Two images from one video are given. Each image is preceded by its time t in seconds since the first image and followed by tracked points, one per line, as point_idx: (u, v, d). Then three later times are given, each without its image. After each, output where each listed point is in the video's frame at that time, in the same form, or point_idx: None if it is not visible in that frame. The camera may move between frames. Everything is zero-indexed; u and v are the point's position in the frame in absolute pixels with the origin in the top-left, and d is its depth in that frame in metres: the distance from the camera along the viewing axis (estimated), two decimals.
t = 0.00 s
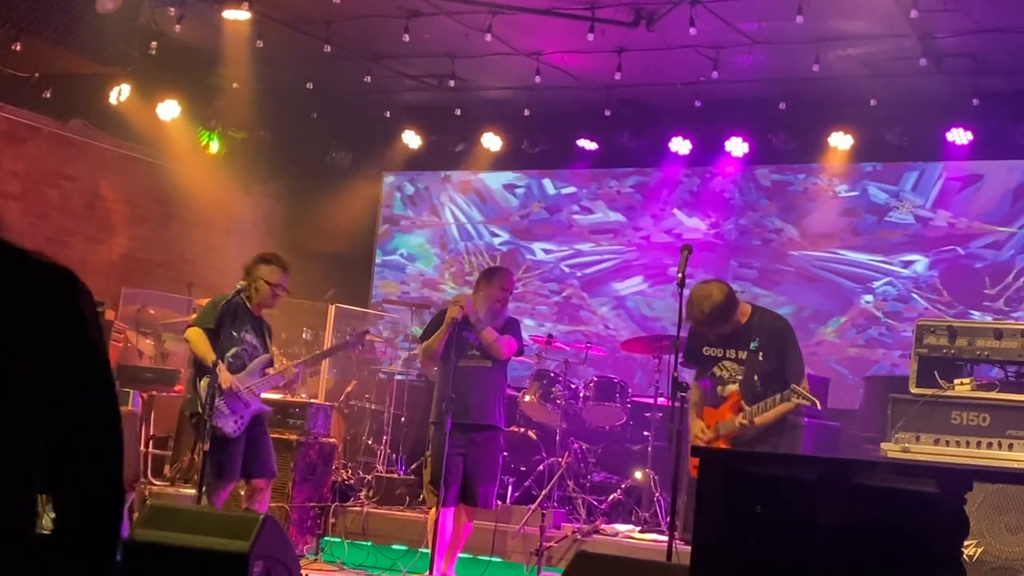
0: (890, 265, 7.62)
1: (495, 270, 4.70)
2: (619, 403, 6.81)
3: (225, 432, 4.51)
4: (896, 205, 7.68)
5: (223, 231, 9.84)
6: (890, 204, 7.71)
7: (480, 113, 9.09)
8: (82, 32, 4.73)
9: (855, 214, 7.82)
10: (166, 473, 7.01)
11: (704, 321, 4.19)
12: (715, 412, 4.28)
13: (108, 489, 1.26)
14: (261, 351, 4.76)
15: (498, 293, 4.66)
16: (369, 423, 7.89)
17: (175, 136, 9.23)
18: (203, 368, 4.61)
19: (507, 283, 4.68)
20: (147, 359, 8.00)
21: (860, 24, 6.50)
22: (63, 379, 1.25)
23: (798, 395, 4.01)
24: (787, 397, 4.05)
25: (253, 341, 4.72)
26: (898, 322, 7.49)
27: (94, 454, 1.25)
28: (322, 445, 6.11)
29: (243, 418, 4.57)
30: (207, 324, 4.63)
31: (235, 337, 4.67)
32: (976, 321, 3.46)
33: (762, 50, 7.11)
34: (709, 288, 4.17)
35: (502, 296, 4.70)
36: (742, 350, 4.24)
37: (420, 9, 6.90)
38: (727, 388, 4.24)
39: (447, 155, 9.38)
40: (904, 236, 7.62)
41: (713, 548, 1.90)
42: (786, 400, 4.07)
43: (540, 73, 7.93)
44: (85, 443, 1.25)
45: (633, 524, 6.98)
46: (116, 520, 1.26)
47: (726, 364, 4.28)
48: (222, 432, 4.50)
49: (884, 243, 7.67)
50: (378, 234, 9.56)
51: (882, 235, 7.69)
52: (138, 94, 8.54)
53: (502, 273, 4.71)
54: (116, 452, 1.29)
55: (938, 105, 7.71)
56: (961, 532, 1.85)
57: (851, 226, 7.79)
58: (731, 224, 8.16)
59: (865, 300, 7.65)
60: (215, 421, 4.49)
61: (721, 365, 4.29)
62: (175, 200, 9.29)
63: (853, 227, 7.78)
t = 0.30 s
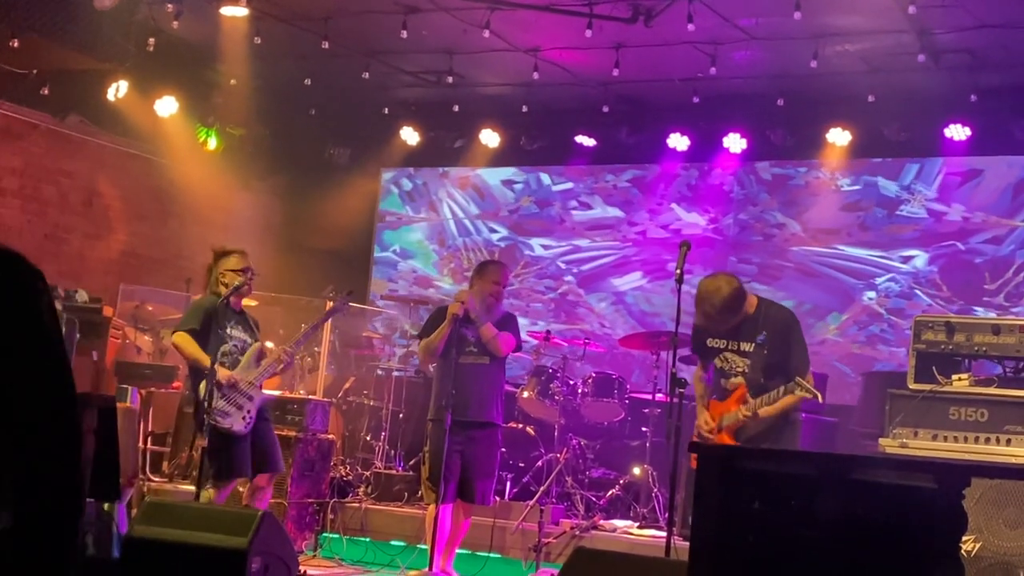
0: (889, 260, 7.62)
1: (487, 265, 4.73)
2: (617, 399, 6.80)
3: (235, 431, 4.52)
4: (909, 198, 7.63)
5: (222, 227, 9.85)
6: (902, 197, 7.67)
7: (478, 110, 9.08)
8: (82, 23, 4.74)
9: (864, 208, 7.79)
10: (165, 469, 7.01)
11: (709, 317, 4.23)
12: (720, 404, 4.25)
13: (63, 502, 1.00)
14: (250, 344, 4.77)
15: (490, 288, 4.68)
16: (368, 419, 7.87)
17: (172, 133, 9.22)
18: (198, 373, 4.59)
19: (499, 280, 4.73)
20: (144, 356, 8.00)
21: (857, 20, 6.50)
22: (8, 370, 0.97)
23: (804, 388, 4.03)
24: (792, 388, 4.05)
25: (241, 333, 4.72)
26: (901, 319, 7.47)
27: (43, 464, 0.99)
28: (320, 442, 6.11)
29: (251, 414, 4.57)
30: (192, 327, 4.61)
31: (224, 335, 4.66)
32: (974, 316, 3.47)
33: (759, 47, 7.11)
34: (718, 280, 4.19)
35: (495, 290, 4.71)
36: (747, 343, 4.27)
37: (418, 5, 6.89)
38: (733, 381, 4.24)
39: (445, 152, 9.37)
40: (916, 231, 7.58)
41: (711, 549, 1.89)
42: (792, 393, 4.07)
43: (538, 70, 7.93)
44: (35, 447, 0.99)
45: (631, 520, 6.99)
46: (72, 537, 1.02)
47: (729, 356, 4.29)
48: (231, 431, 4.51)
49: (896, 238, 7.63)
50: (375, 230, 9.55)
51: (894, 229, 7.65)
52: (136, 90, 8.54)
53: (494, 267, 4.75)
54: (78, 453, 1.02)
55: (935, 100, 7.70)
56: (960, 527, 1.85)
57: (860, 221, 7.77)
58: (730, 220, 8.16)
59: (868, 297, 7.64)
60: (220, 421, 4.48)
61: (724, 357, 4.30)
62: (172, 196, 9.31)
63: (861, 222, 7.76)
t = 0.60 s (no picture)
0: (889, 255, 7.62)
1: (474, 258, 4.78)
2: (616, 395, 6.80)
3: (229, 425, 4.54)
4: (921, 190, 7.60)
5: (220, 223, 9.85)
6: (913, 190, 7.64)
7: (476, 106, 9.07)
8: (80, 15, 4.69)
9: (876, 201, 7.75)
10: (164, 466, 7.01)
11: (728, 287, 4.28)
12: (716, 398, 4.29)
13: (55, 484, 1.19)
14: (243, 337, 4.78)
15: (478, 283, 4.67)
16: (367, 415, 7.88)
17: (170, 129, 9.22)
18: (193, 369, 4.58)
19: (484, 269, 4.75)
20: (143, 352, 8.00)
21: (855, 16, 6.50)
22: (11, 368, 1.18)
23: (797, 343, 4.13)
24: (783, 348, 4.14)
25: (234, 325, 4.72)
26: (904, 315, 7.47)
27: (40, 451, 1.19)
28: (319, 438, 6.11)
29: (246, 407, 4.59)
30: (188, 323, 4.59)
31: (218, 329, 4.65)
32: (972, 312, 3.48)
33: (758, 42, 7.11)
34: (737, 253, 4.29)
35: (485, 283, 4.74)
36: (755, 332, 4.28)
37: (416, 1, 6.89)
38: (732, 367, 4.27)
39: (443, 148, 9.36)
40: (927, 226, 7.53)
41: (708, 545, 1.91)
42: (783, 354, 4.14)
43: (536, 65, 7.92)
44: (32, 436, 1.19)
45: (629, 516, 6.99)
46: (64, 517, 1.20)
47: (734, 344, 4.32)
48: (227, 425, 4.53)
49: (907, 233, 7.59)
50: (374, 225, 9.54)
51: (906, 224, 7.60)
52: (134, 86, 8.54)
53: (479, 258, 4.79)
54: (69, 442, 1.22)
55: (934, 95, 7.69)
56: (959, 520, 1.85)
57: (868, 214, 7.74)
58: (730, 214, 8.15)
59: (870, 293, 7.62)
60: (217, 415, 4.49)
61: (731, 347, 4.33)
62: (171, 192, 9.31)
63: (868, 215, 7.73)
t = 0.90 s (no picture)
0: (888, 247, 7.62)
1: (465, 251, 4.76)
2: (614, 387, 6.79)
3: (231, 417, 4.52)
4: (931, 180, 7.56)
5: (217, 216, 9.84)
6: (923, 179, 7.60)
7: (474, 98, 9.06)
8: (78, 12, 4.76)
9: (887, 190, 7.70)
10: (162, 458, 7.03)
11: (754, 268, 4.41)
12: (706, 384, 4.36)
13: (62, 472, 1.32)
14: (242, 331, 4.79)
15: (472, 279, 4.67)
16: (365, 408, 7.88)
17: (167, 122, 9.20)
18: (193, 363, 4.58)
19: (477, 263, 4.74)
20: (141, 346, 8.04)
21: (853, 8, 6.49)
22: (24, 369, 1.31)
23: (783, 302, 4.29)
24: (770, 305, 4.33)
25: (232, 319, 4.73)
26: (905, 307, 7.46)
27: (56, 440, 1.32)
28: (318, 431, 6.11)
29: (247, 399, 4.58)
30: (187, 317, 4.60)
31: (217, 322, 4.66)
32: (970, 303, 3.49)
33: (756, 35, 7.10)
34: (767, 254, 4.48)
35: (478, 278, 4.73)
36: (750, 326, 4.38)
37: None
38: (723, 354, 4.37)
39: (440, 140, 9.34)
40: (937, 217, 7.49)
41: (706, 539, 1.92)
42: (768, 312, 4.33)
43: (534, 58, 7.91)
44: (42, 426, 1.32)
45: (628, 508, 6.99)
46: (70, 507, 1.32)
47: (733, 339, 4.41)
48: (229, 418, 4.50)
49: (916, 223, 7.55)
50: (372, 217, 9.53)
51: (914, 216, 7.56)
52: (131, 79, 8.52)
53: (470, 251, 4.77)
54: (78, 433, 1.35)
55: (932, 87, 7.68)
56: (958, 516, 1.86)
57: (874, 205, 7.71)
58: (728, 206, 8.15)
59: (873, 286, 7.60)
60: (219, 408, 4.48)
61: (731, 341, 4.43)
62: (168, 185, 9.30)
63: (875, 206, 7.71)
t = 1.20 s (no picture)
0: (887, 236, 7.61)
1: (458, 240, 4.67)
2: (612, 377, 6.79)
3: (233, 405, 4.50)
4: (943, 167, 7.52)
5: (212, 207, 9.75)
6: (934, 167, 7.56)
7: (470, 89, 9.05)
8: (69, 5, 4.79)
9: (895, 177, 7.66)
10: (160, 450, 7.03)
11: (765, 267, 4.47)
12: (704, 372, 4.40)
13: (126, 467, 1.40)
14: (246, 319, 4.81)
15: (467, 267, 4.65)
16: (363, 399, 7.87)
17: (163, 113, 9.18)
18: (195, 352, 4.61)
19: (470, 253, 4.67)
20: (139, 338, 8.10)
21: None
22: (77, 356, 1.37)
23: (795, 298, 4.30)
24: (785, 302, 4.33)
25: (233, 305, 4.75)
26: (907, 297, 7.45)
27: (124, 442, 1.40)
28: (315, 422, 6.10)
29: (250, 387, 4.56)
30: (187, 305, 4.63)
31: (219, 310, 4.69)
32: (966, 293, 3.50)
33: (752, 24, 7.07)
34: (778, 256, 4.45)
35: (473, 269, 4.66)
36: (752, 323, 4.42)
37: None
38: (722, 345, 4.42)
39: (436, 130, 9.31)
40: (946, 206, 7.46)
41: (706, 530, 2.20)
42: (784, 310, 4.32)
43: (531, 48, 7.88)
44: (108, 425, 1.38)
45: (626, 498, 7.01)
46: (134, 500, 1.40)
47: (734, 333, 4.44)
48: (232, 407, 4.48)
49: (926, 213, 7.50)
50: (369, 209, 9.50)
51: (924, 207, 7.51)
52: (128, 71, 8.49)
53: (466, 239, 4.72)
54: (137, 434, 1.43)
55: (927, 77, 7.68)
56: (952, 504, 2.13)
57: (881, 193, 7.67)
58: (726, 195, 8.14)
59: (874, 276, 7.59)
60: (221, 397, 4.47)
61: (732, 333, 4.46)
62: (165, 177, 9.28)
63: (883, 195, 7.66)
